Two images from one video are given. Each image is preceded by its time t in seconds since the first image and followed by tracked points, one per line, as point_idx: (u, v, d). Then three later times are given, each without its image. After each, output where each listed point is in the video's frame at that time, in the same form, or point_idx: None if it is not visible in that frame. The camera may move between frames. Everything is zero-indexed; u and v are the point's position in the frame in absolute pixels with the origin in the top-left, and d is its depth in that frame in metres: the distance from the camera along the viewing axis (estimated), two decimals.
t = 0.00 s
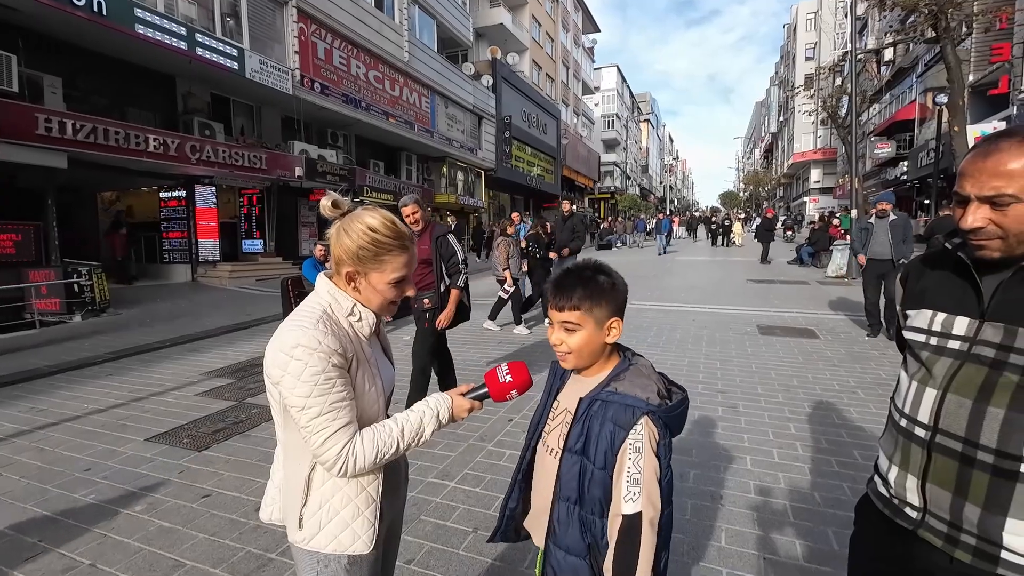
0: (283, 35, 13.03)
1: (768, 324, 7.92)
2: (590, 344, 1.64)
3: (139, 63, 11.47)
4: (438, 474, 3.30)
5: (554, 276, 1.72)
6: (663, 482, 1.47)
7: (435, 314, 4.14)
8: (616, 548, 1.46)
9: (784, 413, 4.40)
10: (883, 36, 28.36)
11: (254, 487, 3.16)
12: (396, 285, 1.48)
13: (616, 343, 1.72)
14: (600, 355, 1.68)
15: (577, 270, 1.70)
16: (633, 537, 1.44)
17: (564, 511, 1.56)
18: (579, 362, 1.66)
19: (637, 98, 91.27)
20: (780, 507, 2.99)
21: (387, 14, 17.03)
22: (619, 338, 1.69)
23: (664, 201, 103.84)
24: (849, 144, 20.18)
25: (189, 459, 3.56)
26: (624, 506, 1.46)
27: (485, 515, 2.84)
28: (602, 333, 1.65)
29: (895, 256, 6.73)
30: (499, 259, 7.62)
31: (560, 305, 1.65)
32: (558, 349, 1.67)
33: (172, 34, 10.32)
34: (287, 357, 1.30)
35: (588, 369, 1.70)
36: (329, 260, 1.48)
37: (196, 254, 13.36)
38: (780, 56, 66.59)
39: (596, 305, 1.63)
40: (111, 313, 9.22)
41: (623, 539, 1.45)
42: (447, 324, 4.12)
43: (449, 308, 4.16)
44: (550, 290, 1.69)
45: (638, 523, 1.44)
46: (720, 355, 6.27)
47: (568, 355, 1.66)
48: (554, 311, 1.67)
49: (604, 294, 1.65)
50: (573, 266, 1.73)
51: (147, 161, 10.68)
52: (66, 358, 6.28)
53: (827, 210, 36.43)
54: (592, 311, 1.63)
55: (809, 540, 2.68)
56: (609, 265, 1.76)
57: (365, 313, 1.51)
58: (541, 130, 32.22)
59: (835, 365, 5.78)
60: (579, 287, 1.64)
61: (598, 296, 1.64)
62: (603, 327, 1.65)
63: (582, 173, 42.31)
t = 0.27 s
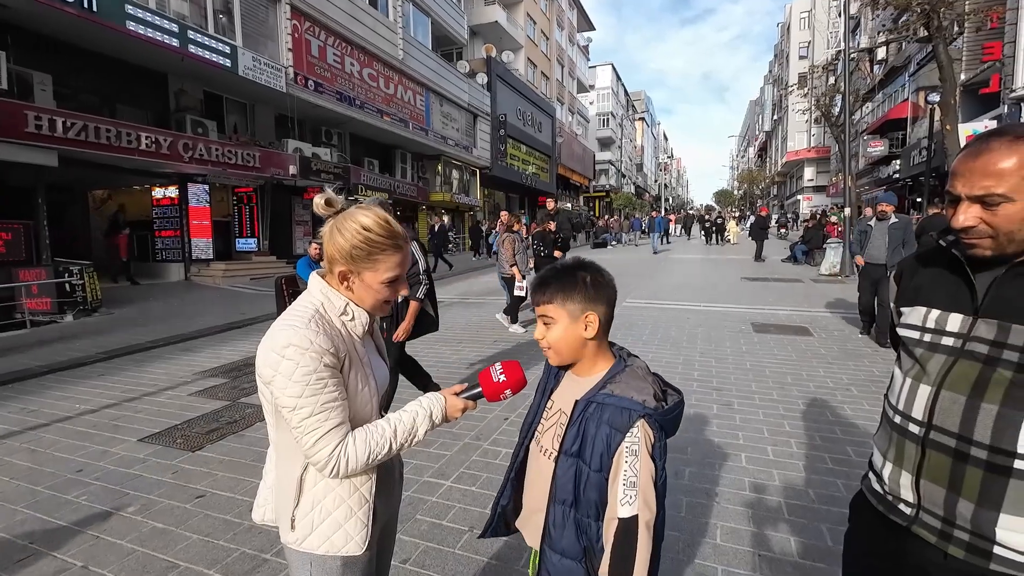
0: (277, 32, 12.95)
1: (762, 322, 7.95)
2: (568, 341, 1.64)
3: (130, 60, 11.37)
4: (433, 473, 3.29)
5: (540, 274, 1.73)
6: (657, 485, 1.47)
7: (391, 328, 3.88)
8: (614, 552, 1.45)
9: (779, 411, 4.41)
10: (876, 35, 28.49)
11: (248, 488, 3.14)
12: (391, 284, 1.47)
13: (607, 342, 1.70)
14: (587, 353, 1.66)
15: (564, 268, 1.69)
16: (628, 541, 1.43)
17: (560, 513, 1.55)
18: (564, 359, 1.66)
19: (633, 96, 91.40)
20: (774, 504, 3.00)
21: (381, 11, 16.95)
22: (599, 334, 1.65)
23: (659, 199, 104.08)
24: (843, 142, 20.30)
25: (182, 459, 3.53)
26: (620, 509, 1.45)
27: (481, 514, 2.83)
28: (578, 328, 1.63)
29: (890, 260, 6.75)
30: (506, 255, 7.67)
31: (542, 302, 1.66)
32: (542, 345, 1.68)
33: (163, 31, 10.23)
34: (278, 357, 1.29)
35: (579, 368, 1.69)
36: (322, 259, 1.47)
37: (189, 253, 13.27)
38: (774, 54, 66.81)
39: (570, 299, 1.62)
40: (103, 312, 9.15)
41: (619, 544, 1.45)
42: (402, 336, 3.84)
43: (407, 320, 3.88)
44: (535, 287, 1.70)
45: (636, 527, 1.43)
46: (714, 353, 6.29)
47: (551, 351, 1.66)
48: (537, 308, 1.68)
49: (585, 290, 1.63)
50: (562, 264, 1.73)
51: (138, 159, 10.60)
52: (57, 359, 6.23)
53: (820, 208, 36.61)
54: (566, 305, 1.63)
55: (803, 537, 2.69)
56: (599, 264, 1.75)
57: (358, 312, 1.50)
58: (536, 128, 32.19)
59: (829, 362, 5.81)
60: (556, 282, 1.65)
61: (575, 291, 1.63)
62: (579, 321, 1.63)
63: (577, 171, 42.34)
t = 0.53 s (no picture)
0: (273, 31, 12.90)
1: (759, 320, 7.97)
2: (563, 338, 1.65)
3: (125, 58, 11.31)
4: (431, 472, 3.29)
5: (541, 271, 1.74)
6: (646, 485, 1.47)
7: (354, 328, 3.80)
8: (596, 550, 1.46)
9: (776, 409, 4.43)
10: (871, 35, 28.61)
11: (245, 487, 3.13)
12: (390, 284, 1.47)
13: (605, 341, 1.70)
14: (581, 351, 1.66)
15: (565, 267, 1.69)
16: (611, 540, 1.44)
17: (548, 509, 1.56)
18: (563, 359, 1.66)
19: (629, 95, 91.43)
20: (770, 501, 3.01)
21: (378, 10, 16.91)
22: (597, 334, 1.65)
23: (655, 198, 104.21)
24: (838, 142, 20.40)
25: (180, 459, 3.52)
26: (604, 509, 1.45)
27: (479, 513, 2.83)
28: (569, 324, 1.64)
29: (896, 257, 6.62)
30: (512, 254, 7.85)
31: (542, 300, 1.67)
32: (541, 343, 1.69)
33: (158, 29, 10.18)
34: (277, 357, 1.29)
35: (575, 367, 1.69)
36: (321, 258, 1.46)
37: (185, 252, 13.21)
38: (770, 54, 66.98)
39: (567, 299, 1.63)
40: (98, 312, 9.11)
41: (602, 542, 1.45)
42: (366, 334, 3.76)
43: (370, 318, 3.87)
44: (535, 284, 1.72)
45: (618, 527, 1.43)
46: (711, 351, 6.31)
47: (550, 349, 1.67)
48: (536, 305, 1.69)
49: (582, 288, 1.64)
50: (563, 263, 1.73)
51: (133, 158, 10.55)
52: (53, 358, 6.20)
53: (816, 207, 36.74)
54: (563, 304, 1.64)
55: (801, 534, 2.70)
56: (599, 264, 1.75)
57: (357, 311, 1.49)
58: (533, 127, 32.19)
59: (825, 360, 5.83)
60: (554, 280, 1.66)
61: (571, 288, 1.64)
62: (569, 317, 1.64)
63: (574, 170, 42.39)
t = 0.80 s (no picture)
0: (271, 30, 12.86)
1: (756, 320, 7.99)
2: (569, 337, 1.64)
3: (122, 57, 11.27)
4: (431, 471, 3.29)
5: (546, 269, 1.73)
6: (638, 483, 1.47)
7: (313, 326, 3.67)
8: (583, 545, 1.46)
9: (773, 408, 4.44)
10: (868, 35, 28.65)
11: (244, 487, 3.13)
12: (390, 283, 1.47)
13: (605, 340, 1.70)
14: (585, 351, 1.67)
15: (568, 266, 1.69)
16: (597, 535, 1.44)
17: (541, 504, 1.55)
18: (564, 356, 1.66)
19: (627, 95, 91.44)
20: (767, 500, 3.02)
21: (376, 9, 16.88)
22: (599, 333, 1.65)
23: (653, 198, 104.32)
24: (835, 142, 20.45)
25: (178, 459, 3.52)
26: (592, 504, 1.45)
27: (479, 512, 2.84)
28: (579, 325, 1.63)
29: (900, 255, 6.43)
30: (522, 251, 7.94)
31: (544, 298, 1.67)
32: (543, 340, 1.68)
33: (156, 28, 10.14)
34: (278, 356, 1.29)
35: (576, 365, 1.69)
36: (321, 257, 1.46)
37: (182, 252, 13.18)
38: (768, 54, 67.11)
39: (575, 297, 1.63)
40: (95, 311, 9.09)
41: (589, 537, 1.45)
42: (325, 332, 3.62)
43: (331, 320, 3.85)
44: (540, 282, 1.71)
45: (605, 524, 1.43)
46: (709, 351, 6.32)
47: (551, 346, 1.67)
48: (541, 304, 1.68)
49: (588, 288, 1.64)
50: (566, 261, 1.73)
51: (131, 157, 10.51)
52: (50, 358, 6.18)
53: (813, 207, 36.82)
54: (572, 302, 1.63)
55: (798, 533, 2.71)
56: (602, 263, 1.75)
57: (357, 310, 1.49)
58: (531, 127, 32.19)
59: (822, 360, 5.85)
60: (562, 278, 1.65)
61: (578, 288, 1.64)
62: (580, 318, 1.64)
63: (572, 170, 42.41)
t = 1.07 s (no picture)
0: (270, 29, 12.84)
1: (755, 320, 8.00)
2: (574, 339, 1.64)
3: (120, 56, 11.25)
4: (430, 471, 3.29)
5: (550, 271, 1.74)
6: (645, 479, 1.46)
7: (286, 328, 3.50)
8: (591, 541, 1.45)
9: (773, 408, 4.45)
10: (867, 36, 28.69)
11: (244, 487, 3.12)
12: (391, 283, 1.47)
13: (607, 340, 1.71)
14: (588, 352, 1.67)
15: (572, 267, 1.70)
16: (607, 531, 1.43)
17: (549, 502, 1.57)
18: (568, 356, 1.66)
19: (626, 95, 91.53)
20: (766, 500, 3.02)
21: (375, 8, 16.87)
22: (603, 334, 1.66)
23: (651, 198, 104.41)
24: (834, 142, 20.48)
25: (178, 458, 3.51)
26: (601, 499, 1.45)
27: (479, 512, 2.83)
28: (587, 329, 1.64)
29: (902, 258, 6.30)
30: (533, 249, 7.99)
31: (548, 299, 1.67)
32: (547, 342, 1.68)
33: (155, 27, 10.13)
34: (279, 355, 1.29)
35: (578, 365, 1.69)
36: (322, 256, 1.46)
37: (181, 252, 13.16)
38: (766, 54, 67.23)
39: (581, 299, 1.63)
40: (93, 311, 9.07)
41: (597, 534, 1.44)
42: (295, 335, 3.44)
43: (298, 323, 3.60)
44: (544, 284, 1.71)
45: (615, 519, 1.43)
46: (708, 351, 6.33)
47: (555, 349, 1.67)
48: (546, 305, 1.68)
49: (593, 289, 1.64)
50: (569, 263, 1.73)
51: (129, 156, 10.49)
52: (49, 358, 6.17)
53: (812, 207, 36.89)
54: (577, 305, 1.63)
55: (797, 532, 2.71)
56: (605, 263, 1.75)
57: (359, 310, 1.49)
58: (530, 127, 32.19)
59: (821, 360, 5.86)
60: (569, 280, 1.65)
61: (583, 289, 1.63)
62: (589, 323, 1.64)
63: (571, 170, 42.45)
